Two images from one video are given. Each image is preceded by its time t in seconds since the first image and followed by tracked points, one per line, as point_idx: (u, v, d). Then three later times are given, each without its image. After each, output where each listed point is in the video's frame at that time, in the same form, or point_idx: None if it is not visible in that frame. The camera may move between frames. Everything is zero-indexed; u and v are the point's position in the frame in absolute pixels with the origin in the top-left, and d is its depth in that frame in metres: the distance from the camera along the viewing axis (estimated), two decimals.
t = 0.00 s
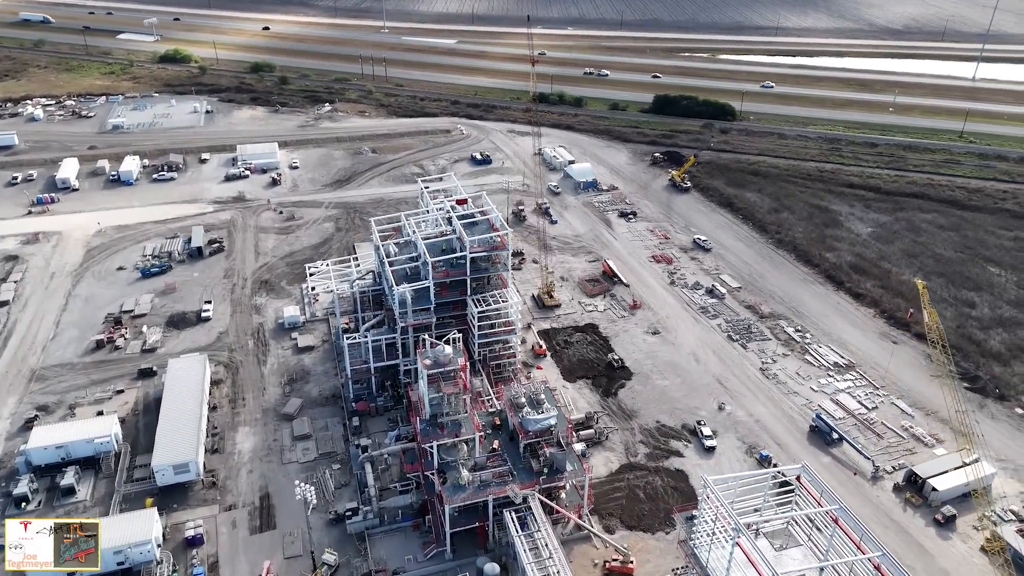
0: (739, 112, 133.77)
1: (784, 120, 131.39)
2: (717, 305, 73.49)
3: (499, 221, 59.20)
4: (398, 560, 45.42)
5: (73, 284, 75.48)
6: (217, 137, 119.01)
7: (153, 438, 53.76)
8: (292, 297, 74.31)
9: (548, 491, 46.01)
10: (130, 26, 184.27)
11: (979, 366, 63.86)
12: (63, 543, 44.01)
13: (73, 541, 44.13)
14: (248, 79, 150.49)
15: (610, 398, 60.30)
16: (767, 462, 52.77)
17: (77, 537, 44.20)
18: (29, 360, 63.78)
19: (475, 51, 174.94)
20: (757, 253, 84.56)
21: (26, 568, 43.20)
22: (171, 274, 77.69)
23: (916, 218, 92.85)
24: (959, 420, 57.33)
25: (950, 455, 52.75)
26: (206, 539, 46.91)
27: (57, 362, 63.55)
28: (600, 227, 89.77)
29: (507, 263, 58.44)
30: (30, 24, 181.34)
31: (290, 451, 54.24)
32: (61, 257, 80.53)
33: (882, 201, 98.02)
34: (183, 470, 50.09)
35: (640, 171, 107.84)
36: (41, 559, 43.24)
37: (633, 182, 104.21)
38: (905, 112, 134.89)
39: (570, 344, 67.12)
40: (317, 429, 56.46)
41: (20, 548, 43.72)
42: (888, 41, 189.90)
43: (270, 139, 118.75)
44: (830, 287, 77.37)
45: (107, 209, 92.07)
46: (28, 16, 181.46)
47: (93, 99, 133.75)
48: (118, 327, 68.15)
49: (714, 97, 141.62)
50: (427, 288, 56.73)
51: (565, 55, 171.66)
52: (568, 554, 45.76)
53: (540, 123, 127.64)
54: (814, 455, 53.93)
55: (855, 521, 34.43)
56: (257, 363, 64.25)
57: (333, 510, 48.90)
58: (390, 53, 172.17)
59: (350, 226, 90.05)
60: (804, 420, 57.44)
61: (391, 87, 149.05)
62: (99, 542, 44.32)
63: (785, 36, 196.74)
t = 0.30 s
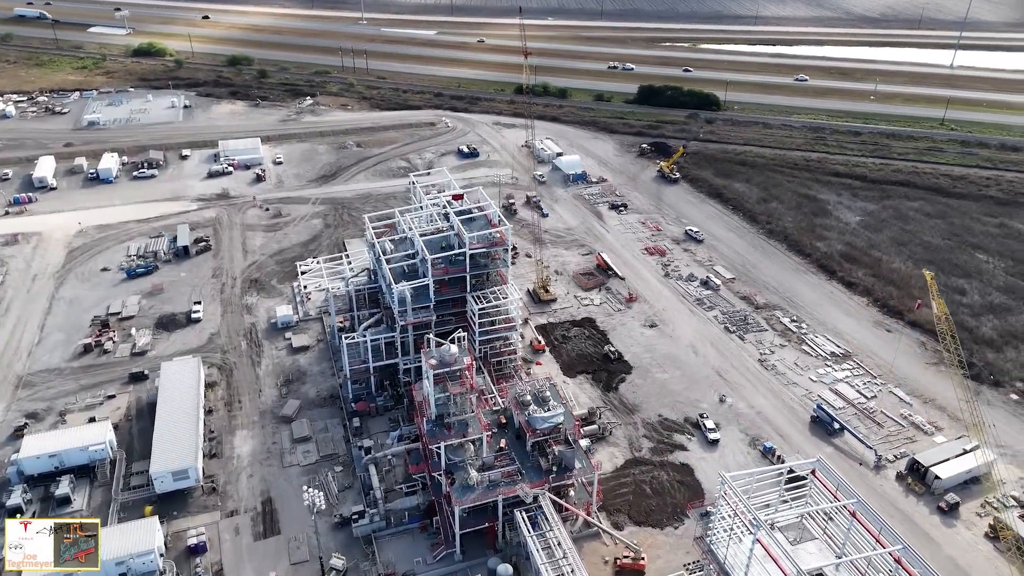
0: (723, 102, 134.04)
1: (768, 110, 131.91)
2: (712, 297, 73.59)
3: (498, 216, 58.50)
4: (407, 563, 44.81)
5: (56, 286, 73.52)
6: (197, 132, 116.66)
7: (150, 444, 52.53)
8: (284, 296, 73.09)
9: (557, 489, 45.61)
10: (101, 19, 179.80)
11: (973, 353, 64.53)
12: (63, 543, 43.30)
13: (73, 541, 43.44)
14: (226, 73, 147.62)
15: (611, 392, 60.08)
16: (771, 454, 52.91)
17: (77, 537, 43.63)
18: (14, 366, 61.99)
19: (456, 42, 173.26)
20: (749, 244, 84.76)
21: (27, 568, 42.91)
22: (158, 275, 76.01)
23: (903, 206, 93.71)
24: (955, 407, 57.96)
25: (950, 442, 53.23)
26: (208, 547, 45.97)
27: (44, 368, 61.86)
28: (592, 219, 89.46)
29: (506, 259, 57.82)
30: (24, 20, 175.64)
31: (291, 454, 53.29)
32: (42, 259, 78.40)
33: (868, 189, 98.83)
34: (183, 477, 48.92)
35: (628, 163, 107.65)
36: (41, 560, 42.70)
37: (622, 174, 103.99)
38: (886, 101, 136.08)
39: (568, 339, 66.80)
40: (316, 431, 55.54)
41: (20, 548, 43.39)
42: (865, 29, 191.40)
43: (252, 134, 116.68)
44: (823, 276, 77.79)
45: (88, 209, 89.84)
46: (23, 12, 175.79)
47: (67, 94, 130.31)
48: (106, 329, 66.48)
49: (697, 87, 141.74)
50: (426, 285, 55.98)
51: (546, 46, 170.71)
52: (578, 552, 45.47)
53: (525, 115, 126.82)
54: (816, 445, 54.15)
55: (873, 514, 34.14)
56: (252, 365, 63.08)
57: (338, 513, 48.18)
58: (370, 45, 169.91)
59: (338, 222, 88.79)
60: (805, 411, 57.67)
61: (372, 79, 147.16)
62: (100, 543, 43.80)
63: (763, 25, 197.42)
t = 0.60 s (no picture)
0: (709, 92, 134.25)
1: (754, 100, 132.38)
2: (710, 288, 73.77)
3: (499, 211, 57.91)
4: (421, 563, 44.42)
5: (43, 288, 71.72)
6: (180, 128, 114.42)
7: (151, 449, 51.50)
8: (279, 294, 71.99)
9: (570, 486, 45.43)
10: (73, 13, 175.33)
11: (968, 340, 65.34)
12: (63, 543, 43.09)
13: (73, 541, 43.23)
14: (206, 67, 144.89)
15: (615, 386, 59.99)
16: (778, 445, 53.18)
17: (77, 537, 43.42)
18: (4, 372, 60.40)
19: (438, 33, 171.49)
20: (743, 234, 85.04)
21: (27, 568, 42.39)
22: (148, 275, 74.48)
23: (892, 195, 94.60)
24: (955, 393, 58.68)
25: (952, 429, 53.86)
26: (217, 552, 45.21)
27: (35, 373, 60.35)
28: (586, 212, 89.21)
29: (509, 255, 57.24)
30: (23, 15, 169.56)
31: (296, 455, 52.55)
32: (27, 261, 76.44)
33: (857, 178, 99.61)
34: (187, 482, 48.04)
35: (618, 155, 107.53)
36: (41, 560, 42.28)
37: (613, 166, 103.81)
38: (869, 89, 137.18)
39: (569, 333, 66.60)
40: (320, 431, 54.82)
41: (20, 548, 42.87)
42: (845, 17, 192.63)
43: (236, 129, 114.75)
44: (817, 266, 78.30)
45: (71, 208, 87.76)
46: (22, 10, 168.96)
47: (42, 91, 127.06)
48: (98, 332, 64.99)
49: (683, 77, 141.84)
50: (429, 282, 55.33)
51: (529, 37, 169.62)
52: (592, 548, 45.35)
53: (513, 107, 126.00)
54: (821, 435, 54.55)
55: (895, 506, 34.31)
56: (250, 365, 62.09)
57: (348, 515, 47.63)
58: (351, 37, 167.64)
59: (330, 218, 87.66)
60: (808, 401, 58.04)
61: (356, 72, 145.31)
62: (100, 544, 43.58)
63: (745, 14, 197.88)
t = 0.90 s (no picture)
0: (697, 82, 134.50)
1: (741, 89, 132.89)
2: (709, 279, 74.01)
3: (504, 207, 57.27)
4: (439, 563, 44.12)
5: (32, 291, 70.12)
6: (163, 124, 112.33)
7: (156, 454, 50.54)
8: (277, 293, 70.95)
9: (586, 482, 45.28)
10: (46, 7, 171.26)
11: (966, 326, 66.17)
12: (63, 543, 43.61)
13: (73, 541, 43.81)
14: (186, 61, 142.34)
15: (621, 379, 59.97)
16: (786, 435, 53.52)
17: (77, 537, 44.10)
18: None
19: (422, 25, 169.94)
20: (738, 225, 85.38)
21: (26, 568, 42.54)
22: (141, 275, 73.10)
23: (882, 183, 95.50)
24: (956, 379, 59.47)
25: (956, 415, 54.56)
26: (231, 557, 44.55)
27: (31, 378, 58.98)
28: (581, 204, 89.01)
29: (515, 251, 56.70)
30: (28, 13, 166.38)
31: (305, 457, 51.91)
32: (14, 263, 74.69)
33: (847, 167, 100.40)
34: (197, 486, 47.24)
35: (610, 146, 107.38)
36: (41, 559, 42.66)
37: (605, 157, 103.63)
38: (854, 78, 138.25)
39: (572, 327, 66.47)
40: (328, 432, 54.20)
41: (20, 548, 43.31)
42: (827, 6, 193.81)
43: (222, 125, 112.91)
44: (814, 255, 78.84)
45: (56, 208, 85.85)
46: (25, 6, 166.42)
47: (18, 87, 124.06)
48: (93, 335, 63.68)
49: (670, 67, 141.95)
50: (435, 280, 54.80)
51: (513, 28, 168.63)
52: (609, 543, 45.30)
53: (501, 100, 125.21)
54: (828, 424, 55.00)
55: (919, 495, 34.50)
56: (251, 366, 61.18)
57: (362, 515, 47.15)
58: (333, 29, 165.53)
59: (324, 215, 86.61)
60: (813, 390, 58.46)
61: (340, 65, 143.59)
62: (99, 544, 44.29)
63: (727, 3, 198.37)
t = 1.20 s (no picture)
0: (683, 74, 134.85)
1: (728, 81, 133.50)
2: (709, 271, 74.30)
3: (512, 203, 56.84)
4: (459, 564, 43.86)
5: (23, 297, 68.45)
6: (147, 123, 110.13)
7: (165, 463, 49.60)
8: (276, 294, 69.97)
9: (605, 478, 45.20)
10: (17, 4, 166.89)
11: (963, 313, 67.19)
12: (63, 543, 44.21)
13: (73, 541, 44.44)
14: (166, 59, 139.65)
15: (629, 374, 60.00)
16: (796, 425, 53.97)
17: (77, 537, 44.65)
18: None
19: (405, 19, 168.45)
20: (734, 217, 85.76)
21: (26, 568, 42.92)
22: (135, 278, 71.68)
23: (872, 172, 96.56)
24: (958, 366, 60.40)
25: (961, 401, 55.34)
26: (249, 564, 43.91)
27: (28, 387, 57.57)
28: (577, 198, 88.91)
29: (523, 247, 56.32)
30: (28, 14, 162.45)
31: (317, 460, 51.33)
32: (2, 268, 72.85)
33: (837, 157, 101.34)
34: (210, 493, 46.47)
35: (601, 139, 107.32)
36: (42, 559, 43.09)
37: (597, 151, 103.61)
38: (837, 68, 139.51)
39: (576, 322, 66.37)
40: (339, 434, 53.61)
41: (20, 547, 43.57)
42: None
43: (207, 123, 110.98)
44: (810, 245, 79.45)
45: (42, 211, 83.87)
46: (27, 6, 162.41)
47: None
48: (89, 341, 62.30)
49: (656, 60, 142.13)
50: (444, 278, 54.28)
51: (496, 21, 167.76)
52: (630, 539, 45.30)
53: (489, 94, 124.51)
54: (836, 413, 55.52)
55: (946, 483, 35.07)
56: (255, 368, 60.29)
57: (379, 518, 46.74)
58: (315, 24, 163.46)
59: (318, 213, 85.59)
60: (820, 380, 58.94)
61: (324, 61, 141.83)
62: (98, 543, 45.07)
63: None
